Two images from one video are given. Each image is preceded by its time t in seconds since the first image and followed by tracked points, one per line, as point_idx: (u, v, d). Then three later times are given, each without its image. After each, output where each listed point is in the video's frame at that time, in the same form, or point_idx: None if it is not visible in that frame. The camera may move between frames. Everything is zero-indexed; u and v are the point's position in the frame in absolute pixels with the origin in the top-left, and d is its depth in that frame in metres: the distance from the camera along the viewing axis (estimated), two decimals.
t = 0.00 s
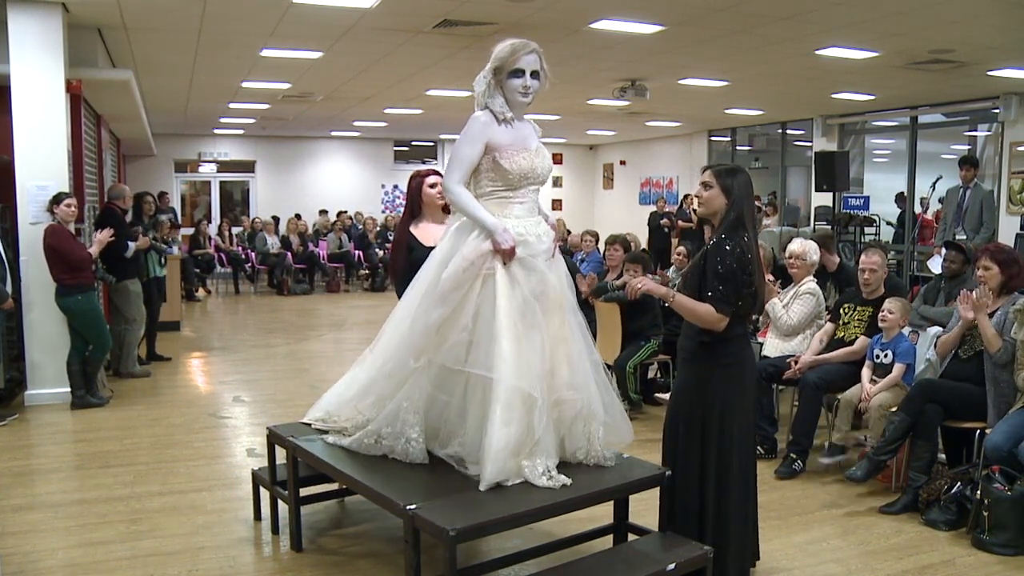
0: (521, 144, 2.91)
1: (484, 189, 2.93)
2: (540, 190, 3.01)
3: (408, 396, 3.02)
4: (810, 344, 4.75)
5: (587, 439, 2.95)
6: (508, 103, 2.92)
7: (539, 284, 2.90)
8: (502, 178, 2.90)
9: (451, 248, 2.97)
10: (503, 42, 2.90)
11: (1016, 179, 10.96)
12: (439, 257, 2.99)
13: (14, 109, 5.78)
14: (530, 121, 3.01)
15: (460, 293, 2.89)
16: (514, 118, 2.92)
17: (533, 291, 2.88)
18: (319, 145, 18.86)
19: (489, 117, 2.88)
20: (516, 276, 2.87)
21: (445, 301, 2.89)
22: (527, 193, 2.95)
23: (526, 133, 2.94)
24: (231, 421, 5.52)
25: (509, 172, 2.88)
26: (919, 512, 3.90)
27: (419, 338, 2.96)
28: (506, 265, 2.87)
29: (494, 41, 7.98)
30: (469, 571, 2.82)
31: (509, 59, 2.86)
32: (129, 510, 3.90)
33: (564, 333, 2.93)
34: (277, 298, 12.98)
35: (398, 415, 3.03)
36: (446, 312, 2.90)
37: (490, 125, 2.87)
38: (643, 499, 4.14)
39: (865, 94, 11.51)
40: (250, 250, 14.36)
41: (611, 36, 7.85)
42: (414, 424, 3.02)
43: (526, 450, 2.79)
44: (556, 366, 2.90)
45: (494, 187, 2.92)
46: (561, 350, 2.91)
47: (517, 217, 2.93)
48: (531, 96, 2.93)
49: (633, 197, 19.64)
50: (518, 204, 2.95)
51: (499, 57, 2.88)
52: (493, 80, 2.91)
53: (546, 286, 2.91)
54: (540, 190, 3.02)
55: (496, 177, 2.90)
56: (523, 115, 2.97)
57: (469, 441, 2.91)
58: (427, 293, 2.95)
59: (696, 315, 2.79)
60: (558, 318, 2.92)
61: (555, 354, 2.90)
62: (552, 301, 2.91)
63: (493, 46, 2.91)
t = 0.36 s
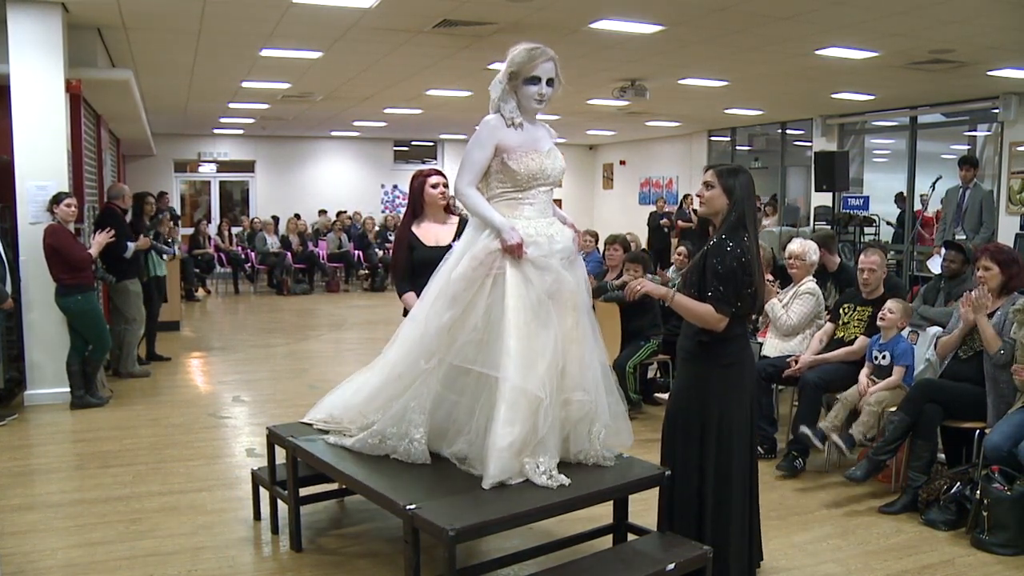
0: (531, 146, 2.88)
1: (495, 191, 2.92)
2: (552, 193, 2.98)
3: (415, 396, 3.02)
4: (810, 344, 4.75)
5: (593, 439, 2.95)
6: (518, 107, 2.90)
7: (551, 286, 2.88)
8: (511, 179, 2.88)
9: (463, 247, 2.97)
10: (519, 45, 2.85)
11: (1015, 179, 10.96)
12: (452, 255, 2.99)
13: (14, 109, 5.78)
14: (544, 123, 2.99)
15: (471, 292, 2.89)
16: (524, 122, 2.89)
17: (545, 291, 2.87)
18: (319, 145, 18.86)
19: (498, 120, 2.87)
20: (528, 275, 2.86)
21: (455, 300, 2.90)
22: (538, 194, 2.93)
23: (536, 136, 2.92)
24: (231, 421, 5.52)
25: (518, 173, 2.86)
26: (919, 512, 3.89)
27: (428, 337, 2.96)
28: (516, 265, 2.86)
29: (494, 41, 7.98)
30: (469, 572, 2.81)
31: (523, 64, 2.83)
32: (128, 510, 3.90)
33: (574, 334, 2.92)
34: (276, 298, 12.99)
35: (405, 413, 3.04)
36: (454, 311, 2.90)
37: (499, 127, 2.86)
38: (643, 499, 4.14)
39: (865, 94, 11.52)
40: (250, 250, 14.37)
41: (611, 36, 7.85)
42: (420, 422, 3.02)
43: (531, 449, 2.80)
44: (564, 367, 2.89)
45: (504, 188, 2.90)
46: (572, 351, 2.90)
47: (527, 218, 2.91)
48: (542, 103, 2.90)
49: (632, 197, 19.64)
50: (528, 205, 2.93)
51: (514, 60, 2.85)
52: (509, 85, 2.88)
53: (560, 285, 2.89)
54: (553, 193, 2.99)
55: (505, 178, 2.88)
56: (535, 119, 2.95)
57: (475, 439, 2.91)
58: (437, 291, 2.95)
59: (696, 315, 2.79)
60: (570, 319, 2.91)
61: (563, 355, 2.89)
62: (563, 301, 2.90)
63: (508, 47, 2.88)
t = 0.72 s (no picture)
0: (536, 147, 2.88)
1: (497, 190, 2.91)
2: (553, 195, 2.98)
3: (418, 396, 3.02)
4: (810, 344, 4.75)
5: (594, 440, 2.95)
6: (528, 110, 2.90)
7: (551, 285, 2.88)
8: (514, 179, 2.87)
9: (461, 247, 2.97)
10: (541, 51, 2.83)
11: (1015, 179, 10.96)
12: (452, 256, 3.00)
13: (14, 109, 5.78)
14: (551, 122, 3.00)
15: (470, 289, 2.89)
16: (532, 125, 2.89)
17: (544, 287, 2.86)
18: (319, 145, 18.86)
19: (507, 120, 2.86)
20: (527, 273, 2.86)
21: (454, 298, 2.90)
22: (540, 195, 2.92)
23: (541, 139, 2.92)
24: (231, 421, 5.52)
25: (521, 173, 2.86)
26: (919, 512, 3.89)
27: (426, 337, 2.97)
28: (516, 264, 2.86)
29: (494, 41, 7.99)
30: (468, 572, 2.81)
31: (542, 71, 2.82)
32: (128, 510, 3.90)
33: (574, 332, 2.91)
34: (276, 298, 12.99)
35: (406, 413, 3.04)
36: (454, 310, 2.91)
37: (506, 127, 2.85)
38: (643, 499, 4.14)
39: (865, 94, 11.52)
40: (250, 250, 14.37)
41: (611, 36, 7.85)
42: (421, 422, 3.02)
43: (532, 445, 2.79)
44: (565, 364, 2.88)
45: (506, 188, 2.90)
46: (572, 348, 2.89)
47: (529, 217, 2.90)
48: (553, 110, 2.91)
49: (632, 197, 19.64)
50: (529, 205, 2.92)
51: (534, 65, 2.82)
52: (526, 90, 2.87)
53: (560, 282, 2.89)
54: (554, 195, 2.98)
55: (508, 177, 2.88)
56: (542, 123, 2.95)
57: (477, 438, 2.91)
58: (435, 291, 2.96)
59: (695, 315, 2.79)
60: (570, 316, 2.90)
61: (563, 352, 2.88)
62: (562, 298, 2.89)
63: (529, 49, 2.84)
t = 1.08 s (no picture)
0: (541, 149, 2.85)
1: (498, 187, 2.91)
2: (554, 196, 2.96)
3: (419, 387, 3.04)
4: (810, 344, 4.75)
5: (594, 434, 2.95)
6: (537, 113, 2.88)
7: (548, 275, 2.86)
8: (514, 179, 2.86)
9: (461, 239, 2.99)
10: (555, 55, 2.80)
11: (1015, 179, 10.96)
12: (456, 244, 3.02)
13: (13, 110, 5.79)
14: (560, 126, 2.98)
15: (467, 279, 2.90)
16: (539, 128, 2.87)
17: (540, 277, 2.85)
18: (319, 145, 18.87)
19: (513, 120, 2.85)
20: (522, 262, 2.84)
21: (451, 287, 2.92)
22: (540, 196, 2.91)
23: (547, 142, 2.89)
24: (231, 421, 5.52)
25: (522, 174, 2.84)
26: (919, 512, 3.89)
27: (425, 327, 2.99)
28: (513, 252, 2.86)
29: (493, 42, 7.99)
30: (468, 571, 2.81)
31: (555, 77, 2.80)
32: (128, 509, 3.90)
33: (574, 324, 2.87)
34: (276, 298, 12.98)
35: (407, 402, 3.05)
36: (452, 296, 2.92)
37: (511, 127, 2.84)
38: (642, 499, 4.14)
39: (864, 94, 11.52)
40: (249, 250, 14.37)
41: (611, 36, 7.85)
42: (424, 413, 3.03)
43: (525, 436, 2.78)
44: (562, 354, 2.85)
45: (506, 185, 2.89)
46: (570, 338, 2.86)
47: (527, 218, 2.89)
48: (563, 114, 2.90)
49: (633, 197, 19.63)
50: (528, 205, 2.91)
51: (547, 69, 2.80)
52: (536, 92, 2.84)
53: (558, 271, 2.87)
54: (555, 196, 2.97)
55: (509, 176, 2.86)
56: (551, 126, 2.92)
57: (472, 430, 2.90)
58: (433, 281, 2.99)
59: (696, 315, 2.79)
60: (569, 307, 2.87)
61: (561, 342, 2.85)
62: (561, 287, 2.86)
63: (543, 52, 2.82)
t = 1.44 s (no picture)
0: (548, 150, 2.85)
1: (503, 185, 2.90)
2: (560, 199, 2.95)
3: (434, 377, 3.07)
4: (809, 344, 4.75)
5: (593, 436, 2.93)
6: (546, 113, 2.87)
7: (555, 268, 2.86)
8: (520, 178, 2.85)
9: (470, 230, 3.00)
10: (566, 55, 2.81)
11: (1014, 179, 10.96)
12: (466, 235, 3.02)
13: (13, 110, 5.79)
14: (570, 127, 2.97)
15: (473, 267, 2.92)
16: (547, 129, 2.86)
17: (546, 268, 2.84)
18: (318, 145, 18.87)
19: (521, 118, 2.84)
20: (528, 252, 2.84)
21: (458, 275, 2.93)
22: (545, 197, 2.90)
23: (554, 143, 2.88)
24: (231, 421, 5.52)
25: (528, 174, 2.83)
26: (918, 512, 3.89)
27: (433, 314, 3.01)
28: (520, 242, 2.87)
29: (493, 42, 7.99)
30: (468, 571, 2.81)
31: (565, 77, 2.80)
32: (128, 510, 3.90)
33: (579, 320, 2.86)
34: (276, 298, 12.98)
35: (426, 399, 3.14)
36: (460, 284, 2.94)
37: (518, 125, 2.83)
38: (642, 499, 4.15)
39: (864, 94, 11.53)
40: (249, 250, 14.37)
41: (611, 36, 7.85)
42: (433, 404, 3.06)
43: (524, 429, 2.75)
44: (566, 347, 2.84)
45: (512, 184, 2.88)
46: (574, 331, 2.85)
47: (532, 219, 2.89)
48: (572, 116, 2.90)
49: (632, 197, 19.63)
50: (532, 205, 2.90)
51: (557, 69, 2.81)
52: (546, 92, 2.84)
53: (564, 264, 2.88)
54: (560, 199, 2.96)
55: (514, 176, 2.86)
56: (559, 128, 2.92)
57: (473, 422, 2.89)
58: (438, 268, 3.00)
59: (700, 318, 2.79)
60: (574, 299, 2.86)
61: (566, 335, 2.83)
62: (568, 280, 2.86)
63: (553, 51, 2.82)
